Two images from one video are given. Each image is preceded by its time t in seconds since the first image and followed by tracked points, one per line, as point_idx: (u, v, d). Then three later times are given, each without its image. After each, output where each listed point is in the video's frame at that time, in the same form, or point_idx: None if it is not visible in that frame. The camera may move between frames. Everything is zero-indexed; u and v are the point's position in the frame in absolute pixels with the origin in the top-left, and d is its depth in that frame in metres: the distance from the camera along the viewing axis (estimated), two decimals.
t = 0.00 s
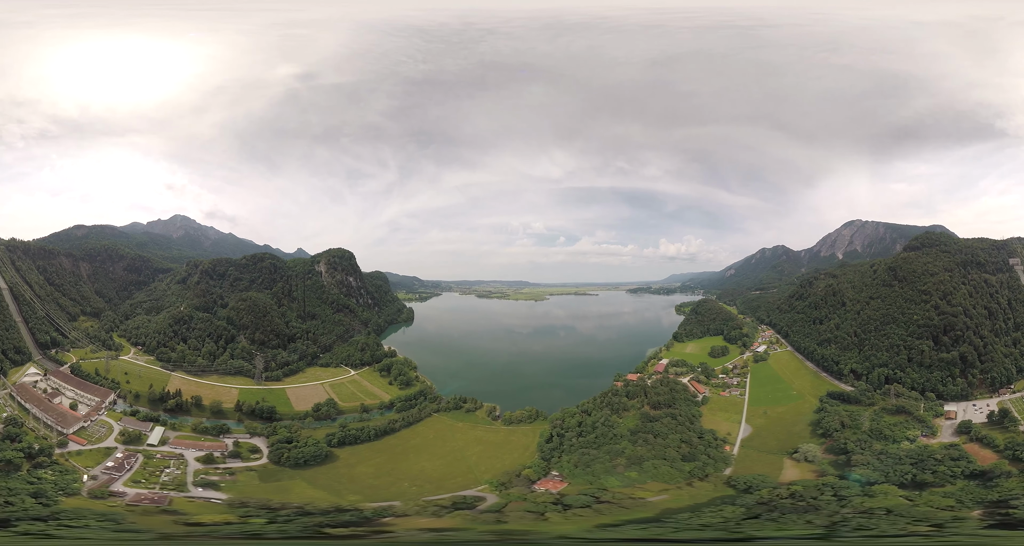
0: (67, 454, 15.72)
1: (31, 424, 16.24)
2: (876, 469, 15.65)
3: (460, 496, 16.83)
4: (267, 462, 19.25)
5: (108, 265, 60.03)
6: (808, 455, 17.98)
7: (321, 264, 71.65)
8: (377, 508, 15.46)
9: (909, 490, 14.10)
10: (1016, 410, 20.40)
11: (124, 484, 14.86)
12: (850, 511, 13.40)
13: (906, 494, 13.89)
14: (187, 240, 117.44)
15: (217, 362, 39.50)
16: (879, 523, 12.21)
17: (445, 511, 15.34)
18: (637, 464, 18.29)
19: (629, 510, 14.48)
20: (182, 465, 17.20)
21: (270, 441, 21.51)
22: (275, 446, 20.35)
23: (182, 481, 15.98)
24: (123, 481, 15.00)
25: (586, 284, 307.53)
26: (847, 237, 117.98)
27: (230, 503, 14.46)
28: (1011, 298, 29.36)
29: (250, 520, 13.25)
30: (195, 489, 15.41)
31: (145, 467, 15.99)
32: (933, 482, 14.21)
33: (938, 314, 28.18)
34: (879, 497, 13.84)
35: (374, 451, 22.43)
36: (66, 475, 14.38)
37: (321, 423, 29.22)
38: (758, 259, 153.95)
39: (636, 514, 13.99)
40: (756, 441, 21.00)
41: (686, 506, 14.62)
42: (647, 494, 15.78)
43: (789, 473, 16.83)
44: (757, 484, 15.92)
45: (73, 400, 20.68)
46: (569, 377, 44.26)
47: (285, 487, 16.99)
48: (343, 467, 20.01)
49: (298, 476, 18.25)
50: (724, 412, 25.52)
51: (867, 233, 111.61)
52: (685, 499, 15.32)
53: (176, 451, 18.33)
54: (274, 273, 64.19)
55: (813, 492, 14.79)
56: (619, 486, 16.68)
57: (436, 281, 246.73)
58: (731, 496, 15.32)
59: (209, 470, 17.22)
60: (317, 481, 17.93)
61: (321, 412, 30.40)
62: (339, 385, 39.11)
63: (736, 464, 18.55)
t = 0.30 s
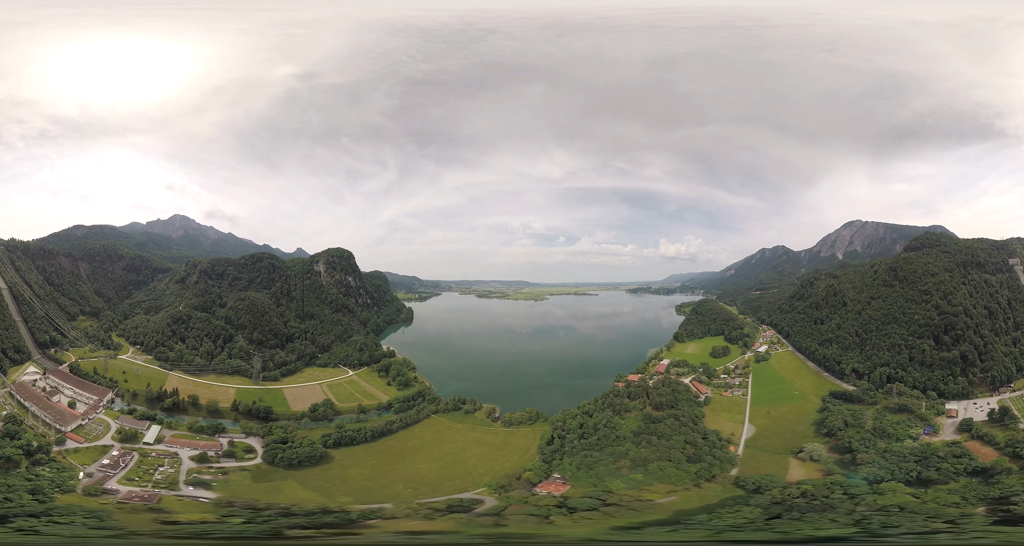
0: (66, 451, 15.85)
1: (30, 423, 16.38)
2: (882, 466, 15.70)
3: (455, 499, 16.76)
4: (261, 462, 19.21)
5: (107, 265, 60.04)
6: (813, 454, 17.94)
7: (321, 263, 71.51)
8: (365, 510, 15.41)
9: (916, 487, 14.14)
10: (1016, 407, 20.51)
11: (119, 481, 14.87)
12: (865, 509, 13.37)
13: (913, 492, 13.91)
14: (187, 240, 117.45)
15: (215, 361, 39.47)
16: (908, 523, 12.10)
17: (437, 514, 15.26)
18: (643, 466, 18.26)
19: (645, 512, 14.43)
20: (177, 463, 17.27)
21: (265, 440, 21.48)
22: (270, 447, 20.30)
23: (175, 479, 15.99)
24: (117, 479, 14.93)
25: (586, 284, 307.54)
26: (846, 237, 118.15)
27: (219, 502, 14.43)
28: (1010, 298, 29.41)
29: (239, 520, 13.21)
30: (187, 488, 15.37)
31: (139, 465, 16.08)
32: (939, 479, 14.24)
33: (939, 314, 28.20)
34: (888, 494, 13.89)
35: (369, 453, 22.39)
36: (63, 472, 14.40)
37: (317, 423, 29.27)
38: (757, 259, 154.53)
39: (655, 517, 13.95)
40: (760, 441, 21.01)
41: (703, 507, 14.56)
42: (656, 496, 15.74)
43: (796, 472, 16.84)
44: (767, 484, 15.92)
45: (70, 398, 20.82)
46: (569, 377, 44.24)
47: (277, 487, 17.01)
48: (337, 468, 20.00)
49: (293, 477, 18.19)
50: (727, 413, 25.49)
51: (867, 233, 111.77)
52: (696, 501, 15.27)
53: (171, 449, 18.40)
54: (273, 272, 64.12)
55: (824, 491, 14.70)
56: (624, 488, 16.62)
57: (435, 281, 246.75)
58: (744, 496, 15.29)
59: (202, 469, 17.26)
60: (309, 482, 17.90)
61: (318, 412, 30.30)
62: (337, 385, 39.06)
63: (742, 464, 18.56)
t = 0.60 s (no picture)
0: (64, 448, 15.92)
1: (30, 421, 16.45)
2: (887, 464, 15.72)
3: (450, 502, 16.72)
4: (254, 462, 19.21)
5: (107, 265, 60.01)
6: (818, 454, 17.95)
7: (321, 262, 71.47)
8: (350, 512, 15.33)
9: (922, 485, 14.15)
10: (1016, 405, 20.58)
11: (114, 479, 14.86)
12: (878, 506, 13.33)
13: (918, 489, 13.88)
14: (186, 240, 117.49)
15: (213, 360, 39.44)
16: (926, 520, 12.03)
17: (428, 517, 15.23)
18: (648, 468, 18.24)
19: (661, 514, 14.38)
20: (171, 462, 17.29)
21: (260, 440, 21.45)
22: (265, 447, 20.23)
23: (169, 477, 15.98)
24: (112, 476, 14.97)
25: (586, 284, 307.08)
26: (846, 237, 118.20)
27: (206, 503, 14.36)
28: (1011, 298, 29.40)
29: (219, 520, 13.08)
30: (180, 487, 15.31)
31: (134, 465, 16.09)
32: (945, 477, 14.25)
33: (940, 314, 28.21)
34: (896, 491, 13.92)
35: (364, 454, 22.31)
36: (60, 469, 14.42)
37: (314, 423, 29.24)
38: (757, 259, 154.75)
39: (674, 518, 13.86)
40: (765, 440, 21.01)
41: (718, 507, 14.51)
42: (666, 498, 15.72)
43: (802, 472, 16.83)
44: (776, 484, 15.90)
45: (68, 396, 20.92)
46: (570, 377, 44.22)
47: (268, 487, 16.99)
48: (331, 469, 19.96)
49: (286, 478, 18.10)
50: (730, 413, 25.48)
51: (867, 233, 111.86)
52: (706, 501, 15.26)
53: (166, 448, 18.39)
54: (273, 272, 64.10)
55: (835, 490, 14.61)
56: (630, 490, 16.59)
57: (435, 281, 246.68)
58: (756, 495, 15.26)
59: (196, 468, 17.25)
60: (302, 483, 17.83)
61: (315, 412, 30.22)
62: (335, 385, 39.01)
63: (748, 464, 18.56)
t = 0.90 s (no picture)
0: (62, 446, 15.93)
1: (29, 419, 16.48)
2: (892, 461, 15.75)
3: (446, 507, 16.66)
4: (248, 463, 19.17)
5: (107, 265, 59.95)
6: (824, 453, 17.94)
7: (320, 262, 71.43)
8: (334, 514, 15.30)
9: (928, 482, 14.13)
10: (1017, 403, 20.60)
11: (109, 476, 14.86)
12: (891, 502, 13.30)
13: (926, 486, 13.86)
14: (187, 240, 117.42)
15: (211, 360, 39.38)
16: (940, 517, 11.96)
17: (414, 521, 15.17)
18: (655, 469, 18.20)
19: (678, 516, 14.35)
20: (165, 461, 17.27)
21: (255, 440, 21.41)
22: (259, 447, 20.16)
23: (160, 475, 15.97)
24: (106, 474, 14.95)
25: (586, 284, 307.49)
26: (846, 238, 118.16)
27: (192, 502, 14.31)
28: (1011, 297, 29.36)
29: (203, 521, 12.98)
30: (171, 486, 15.28)
31: (128, 463, 16.08)
32: (950, 473, 14.23)
33: (941, 313, 28.18)
34: (905, 488, 13.91)
35: (359, 457, 22.22)
36: (58, 466, 14.46)
37: (310, 424, 29.11)
38: (758, 259, 154.76)
39: (694, 520, 13.76)
40: (770, 441, 20.98)
41: (736, 509, 14.38)
42: (678, 500, 15.67)
43: (810, 471, 16.82)
44: (787, 484, 15.86)
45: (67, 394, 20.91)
46: (570, 377, 44.15)
47: (258, 487, 16.95)
48: (325, 470, 19.89)
49: (278, 478, 18.06)
50: (734, 414, 25.47)
51: (867, 233, 111.87)
52: (719, 503, 15.23)
53: (161, 447, 18.36)
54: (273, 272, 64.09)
55: (845, 489, 14.56)
56: (638, 493, 16.55)
57: (435, 282, 246.70)
58: (771, 495, 15.16)
59: (190, 467, 17.22)
60: (293, 484, 17.76)
61: (311, 413, 30.13)
62: (333, 386, 38.91)
63: (756, 465, 18.54)
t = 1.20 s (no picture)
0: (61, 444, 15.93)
1: (29, 417, 16.51)
2: (898, 459, 15.76)
3: (440, 510, 16.60)
4: (242, 462, 19.17)
5: (106, 265, 59.90)
6: (830, 452, 17.91)
7: (320, 262, 71.39)
8: (321, 515, 15.27)
9: (933, 479, 14.13)
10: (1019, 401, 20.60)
11: (105, 473, 14.84)
12: (902, 499, 13.28)
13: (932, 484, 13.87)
14: (187, 240, 117.45)
15: (210, 359, 39.35)
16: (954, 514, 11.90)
17: (398, 523, 15.09)
18: (661, 471, 18.15)
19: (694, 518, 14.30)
20: (162, 459, 17.26)
21: (251, 440, 21.39)
22: (254, 447, 20.14)
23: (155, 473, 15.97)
24: (103, 471, 14.93)
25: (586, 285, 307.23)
26: (847, 238, 118.13)
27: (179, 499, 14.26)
28: (1011, 297, 29.34)
29: (181, 519, 12.87)
30: (163, 484, 15.25)
31: (125, 461, 16.06)
32: (954, 471, 14.21)
33: (943, 313, 28.17)
34: (912, 486, 13.89)
35: (355, 458, 22.19)
36: (57, 463, 14.50)
37: (307, 424, 29.07)
38: (758, 260, 154.74)
39: (714, 522, 13.68)
40: (775, 441, 20.92)
41: (751, 510, 14.31)
42: (689, 502, 15.60)
43: (817, 470, 16.80)
44: (797, 483, 15.82)
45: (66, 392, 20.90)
46: (571, 378, 44.08)
47: (248, 487, 16.89)
48: (318, 471, 19.83)
49: (270, 478, 18.09)
50: (737, 414, 25.44)
51: (867, 234, 111.89)
52: (733, 503, 15.19)
53: (157, 445, 18.33)
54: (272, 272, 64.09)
55: (856, 487, 14.52)
56: (645, 496, 16.51)
57: (435, 282, 246.42)
58: (782, 495, 15.10)
59: (185, 466, 17.19)
60: (283, 484, 17.71)
61: (308, 413, 30.08)
62: (332, 386, 38.89)
63: (763, 466, 18.50)
